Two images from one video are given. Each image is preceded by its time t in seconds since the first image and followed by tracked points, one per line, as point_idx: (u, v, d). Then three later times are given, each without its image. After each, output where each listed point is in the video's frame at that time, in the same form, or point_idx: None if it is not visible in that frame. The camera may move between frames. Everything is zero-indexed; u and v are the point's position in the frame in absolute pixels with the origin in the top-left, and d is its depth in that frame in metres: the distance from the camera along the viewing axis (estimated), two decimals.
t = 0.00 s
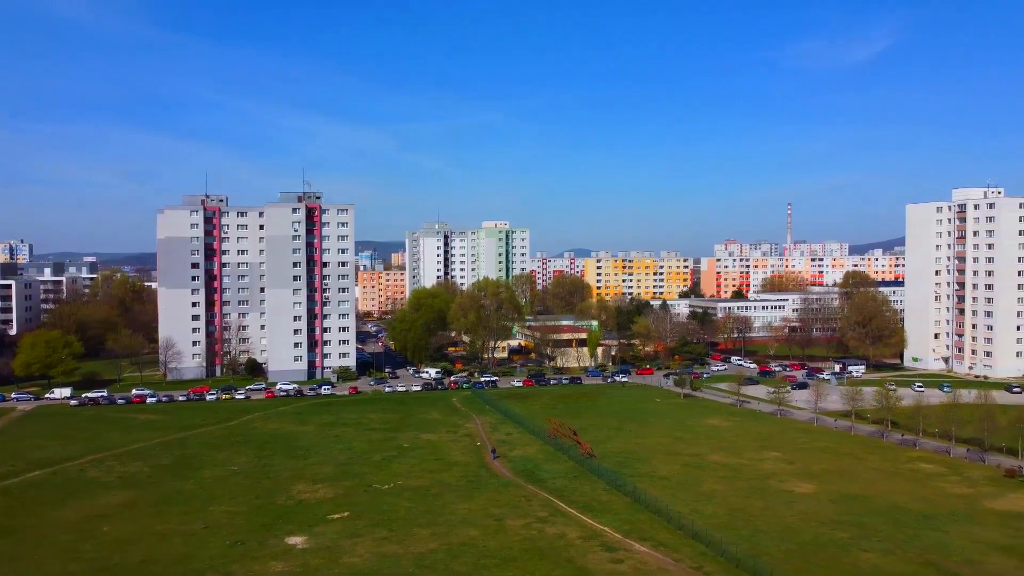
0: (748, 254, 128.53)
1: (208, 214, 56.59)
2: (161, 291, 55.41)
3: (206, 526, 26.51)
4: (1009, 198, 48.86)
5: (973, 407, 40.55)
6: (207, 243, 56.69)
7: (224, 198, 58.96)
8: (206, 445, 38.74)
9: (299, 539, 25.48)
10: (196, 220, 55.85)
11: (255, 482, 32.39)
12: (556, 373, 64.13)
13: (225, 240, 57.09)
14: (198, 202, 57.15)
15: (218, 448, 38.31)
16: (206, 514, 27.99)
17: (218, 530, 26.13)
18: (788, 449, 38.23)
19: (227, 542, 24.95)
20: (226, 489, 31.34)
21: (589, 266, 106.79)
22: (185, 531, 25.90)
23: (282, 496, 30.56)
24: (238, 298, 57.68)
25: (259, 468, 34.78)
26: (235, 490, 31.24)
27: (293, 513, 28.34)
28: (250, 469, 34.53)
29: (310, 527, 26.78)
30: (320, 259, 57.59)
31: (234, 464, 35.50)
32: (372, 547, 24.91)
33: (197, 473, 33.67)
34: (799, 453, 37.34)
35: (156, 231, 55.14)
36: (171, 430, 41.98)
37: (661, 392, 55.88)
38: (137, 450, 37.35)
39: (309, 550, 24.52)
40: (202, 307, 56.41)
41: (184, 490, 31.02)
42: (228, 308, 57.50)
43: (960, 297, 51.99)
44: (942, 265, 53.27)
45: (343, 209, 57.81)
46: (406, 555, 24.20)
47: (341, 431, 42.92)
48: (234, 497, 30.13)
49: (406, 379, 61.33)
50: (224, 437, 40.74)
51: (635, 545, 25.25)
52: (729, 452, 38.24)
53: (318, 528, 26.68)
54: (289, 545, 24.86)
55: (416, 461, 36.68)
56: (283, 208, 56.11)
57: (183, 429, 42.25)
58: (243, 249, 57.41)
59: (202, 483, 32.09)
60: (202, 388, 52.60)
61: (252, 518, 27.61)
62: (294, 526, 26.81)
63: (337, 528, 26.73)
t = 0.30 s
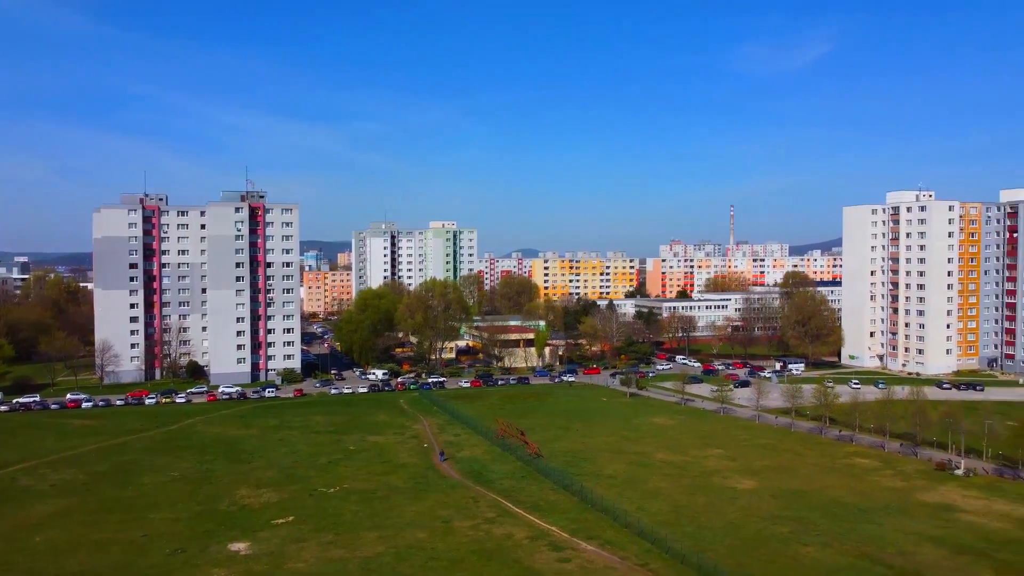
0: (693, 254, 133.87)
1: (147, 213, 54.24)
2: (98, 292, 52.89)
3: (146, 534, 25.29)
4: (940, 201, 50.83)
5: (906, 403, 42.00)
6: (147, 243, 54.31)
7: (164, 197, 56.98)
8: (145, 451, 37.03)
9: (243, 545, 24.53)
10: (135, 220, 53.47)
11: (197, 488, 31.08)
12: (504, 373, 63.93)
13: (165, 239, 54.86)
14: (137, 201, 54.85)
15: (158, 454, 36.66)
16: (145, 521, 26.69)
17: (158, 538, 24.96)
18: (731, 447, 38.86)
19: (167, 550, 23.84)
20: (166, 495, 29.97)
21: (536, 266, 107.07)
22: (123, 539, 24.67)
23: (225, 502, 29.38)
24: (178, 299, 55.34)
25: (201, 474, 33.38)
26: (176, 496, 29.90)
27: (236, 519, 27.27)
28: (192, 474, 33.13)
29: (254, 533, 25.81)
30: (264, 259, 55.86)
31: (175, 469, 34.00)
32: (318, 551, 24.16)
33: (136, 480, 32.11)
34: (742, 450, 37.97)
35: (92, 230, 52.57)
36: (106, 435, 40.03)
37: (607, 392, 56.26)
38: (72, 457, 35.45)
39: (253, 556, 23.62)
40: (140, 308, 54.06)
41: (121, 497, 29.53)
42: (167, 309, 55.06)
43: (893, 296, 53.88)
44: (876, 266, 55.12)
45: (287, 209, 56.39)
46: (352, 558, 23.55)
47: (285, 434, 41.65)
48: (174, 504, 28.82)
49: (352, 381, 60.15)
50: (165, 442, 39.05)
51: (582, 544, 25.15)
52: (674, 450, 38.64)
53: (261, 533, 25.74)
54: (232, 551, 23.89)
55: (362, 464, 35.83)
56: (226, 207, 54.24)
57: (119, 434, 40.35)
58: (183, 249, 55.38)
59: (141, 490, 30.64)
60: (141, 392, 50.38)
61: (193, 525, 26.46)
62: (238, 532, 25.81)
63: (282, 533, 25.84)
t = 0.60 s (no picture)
0: (637, 254, 138.09)
1: (82, 212, 51.82)
2: (30, 294, 50.11)
3: (81, 544, 23.97)
4: (874, 203, 52.67)
5: (843, 399, 43.24)
6: (82, 243, 51.83)
7: (100, 195, 54.50)
8: (80, 457, 35.18)
9: (184, 553, 23.49)
10: (69, 219, 50.99)
11: (136, 495, 29.66)
12: (451, 374, 63.41)
13: (102, 239, 52.35)
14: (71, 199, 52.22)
15: (94, 460, 34.87)
16: (80, 530, 25.31)
17: (94, 547, 23.71)
18: (676, 445, 39.29)
19: (103, 560, 22.64)
20: (102, 503, 28.50)
21: (484, 267, 106.78)
22: (57, 549, 23.36)
23: (165, 508, 28.11)
24: (116, 301, 52.76)
25: (140, 480, 31.84)
26: (113, 504, 28.48)
27: (177, 526, 26.09)
28: (131, 481, 31.60)
29: (195, 540, 24.74)
30: (206, 260, 53.94)
31: (112, 476, 32.38)
32: (262, 558, 23.30)
33: (71, 487, 30.45)
34: (687, 448, 38.40)
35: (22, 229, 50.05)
36: (37, 442, 37.92)
37: (555, 392, 56.30)
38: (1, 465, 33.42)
39: (194, 564, 22.62)
40: (75, 310, 51.47)
41: (55, 506, 27.96)
42: (104, 311, 52.50)
43: (831, 296, 55.52)
44: (815, 266, 56.71)
45: (230, 208, 54.66)
46: (298, 564, 22.80)
47: (229, 438, 40.18)
48: (110, 512, 27.42)
49: (297, 383, 58.65)
50: (103, 448, 37.18)
51: (530, 543, 24.91)
52: (621, 449, 38.81)
53: (204, 540, 24.70)
54: (172, 560, 22.83)
55: (307, 467, 34.82)
56: (165, 206, 52.25)
57: (51, 440, 38.27)
58: (121, 249, 52.87)
59: (76, 498, 29.07)
60: (76, 397, 47.92)
61: (132, 532, 25.23)
62: (179, 540, 24.71)
63: (225, 539, 24.84)
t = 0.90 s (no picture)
0: (583, 254, 139.30)
1: (12, 210, 49.18)
2: None
3: (11, 556, 22.65)
4: (813, 206, 54.23)
5: (784, 397, 44.34)
6: (13, 242, 49.22)
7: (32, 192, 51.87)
8: (11, 465, 33.30)
9: (122, 562, 22.43)
10: None
11: (70, 503, 28.21)
12: (399, 375, 62.55)
13: (34, 238, 49.77)
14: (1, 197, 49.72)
15: (25, 467, 33.06)
16: (10, 541, 23.93)
17: (26, 559, 22.46)
18: (623, 443, 39.59)
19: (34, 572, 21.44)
20: (34, 512, 27.01)
21: (432, 267, 105.93)
22: None
23: (102, 516, 26.80)
24: (50, 302, 50.13)
25: (76, 487, 30.32)
26: (46, 512, 27.01)
27: (115, 534, 24.93)
28: (67, 488, 30.05)
29: (134, 549, 23.68)
30: (145, 260, 51.72)
31: (45, 483, 30.72)
32: (203, 566, 22.42)
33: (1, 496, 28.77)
34: (634, 447, 38.73)
35: None
36: None
37: (503, 392, 56.12)
38: None
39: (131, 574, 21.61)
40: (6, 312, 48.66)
41: None
42: (37, 313, 49.88)
43: (772, 296, 56.91)
44: (757, 267, 58.06)
45: (171, 207, 52.56)
46: (241, 571, 22.00)
47: (169, 443, 38.62)
48: (43, 521, 26.01)
49: (240, 386, 56.82)
50: (34, 455, 35.25)
51: (479, 544, 24.63)
52: (569, 448, 38.85)
53: (143, 549, 23.65)
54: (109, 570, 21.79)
55: (252, 471, 33.73)
56: (102, 205, 50.07)
57: None
58: (55, 248, 50.26)
59: (6, 507, 27.48)
60: (7, 402, 45.29)
61: (67, 542, 23.99)
62: (116, 549, 23.59)
63: (165, 547, 23.84)
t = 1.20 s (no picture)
0: (530, 254, 139.88)
1: None
2: None
3: None
4: (756, 208, 55.50)
5: (728, 395, 45.26)
6: None
7: None
8: None
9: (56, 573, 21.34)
10: None
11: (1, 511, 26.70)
12: (346, 376, 61.38)
13: None
14: None
15: None
16: None
17: None
18: (571, 442, 39.74)
19: None
20: None
21: (379, 267, 104.59)
22: None
23: (34, 525, 25.45)
24: None
25: (7, 495, 28.72)
26: None
27: (48, 544, 23.72)
28: None
29: (69, 558, 22.58)
30: (81, 260, 49.39)
31: None
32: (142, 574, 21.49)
33: None
34: (581, 445, 38.91)
35: None
36: None
37: (451, 392, 55.72)
38: None
39: None
40: None
41: None
42: None
43: (717, 296, 58.04)
44: (702, 267, 59.11)
45: (109, 205, 50.44)
46: None
47: (108, 448, 36.96)
48: None
49: (181, 389, 54.84)
50: None
51: (427, 545, 24.28)
52: (517, 448, 38.76)
53: (79, 558, 22.57)
54: None
55: (195, 476, 32.53)
56: (35, 202, 47.49)
57: None
58: None
59: None
60: None
61: None
62: (50, 559, 22.43)
63: (102, 556, 22.78)
